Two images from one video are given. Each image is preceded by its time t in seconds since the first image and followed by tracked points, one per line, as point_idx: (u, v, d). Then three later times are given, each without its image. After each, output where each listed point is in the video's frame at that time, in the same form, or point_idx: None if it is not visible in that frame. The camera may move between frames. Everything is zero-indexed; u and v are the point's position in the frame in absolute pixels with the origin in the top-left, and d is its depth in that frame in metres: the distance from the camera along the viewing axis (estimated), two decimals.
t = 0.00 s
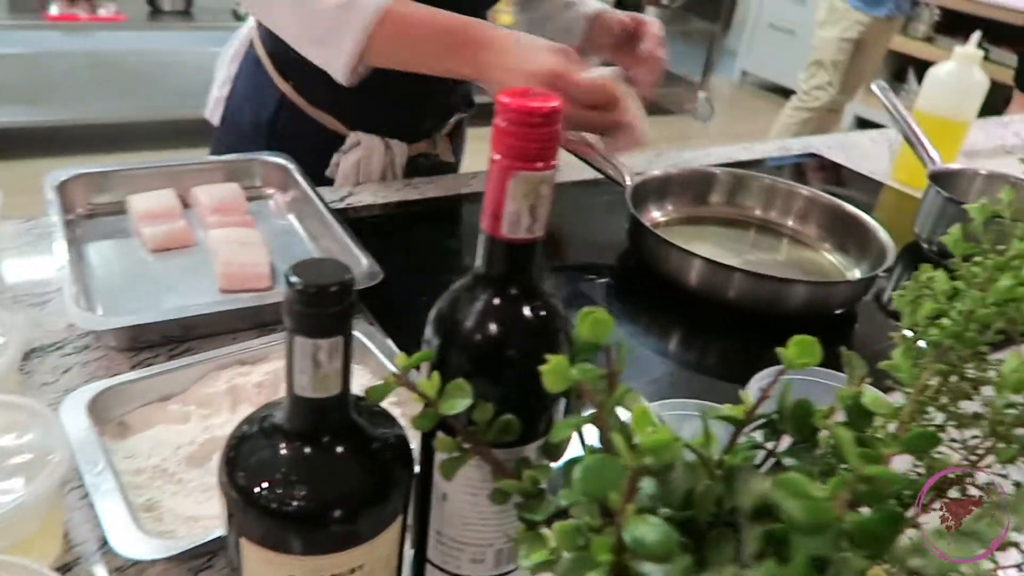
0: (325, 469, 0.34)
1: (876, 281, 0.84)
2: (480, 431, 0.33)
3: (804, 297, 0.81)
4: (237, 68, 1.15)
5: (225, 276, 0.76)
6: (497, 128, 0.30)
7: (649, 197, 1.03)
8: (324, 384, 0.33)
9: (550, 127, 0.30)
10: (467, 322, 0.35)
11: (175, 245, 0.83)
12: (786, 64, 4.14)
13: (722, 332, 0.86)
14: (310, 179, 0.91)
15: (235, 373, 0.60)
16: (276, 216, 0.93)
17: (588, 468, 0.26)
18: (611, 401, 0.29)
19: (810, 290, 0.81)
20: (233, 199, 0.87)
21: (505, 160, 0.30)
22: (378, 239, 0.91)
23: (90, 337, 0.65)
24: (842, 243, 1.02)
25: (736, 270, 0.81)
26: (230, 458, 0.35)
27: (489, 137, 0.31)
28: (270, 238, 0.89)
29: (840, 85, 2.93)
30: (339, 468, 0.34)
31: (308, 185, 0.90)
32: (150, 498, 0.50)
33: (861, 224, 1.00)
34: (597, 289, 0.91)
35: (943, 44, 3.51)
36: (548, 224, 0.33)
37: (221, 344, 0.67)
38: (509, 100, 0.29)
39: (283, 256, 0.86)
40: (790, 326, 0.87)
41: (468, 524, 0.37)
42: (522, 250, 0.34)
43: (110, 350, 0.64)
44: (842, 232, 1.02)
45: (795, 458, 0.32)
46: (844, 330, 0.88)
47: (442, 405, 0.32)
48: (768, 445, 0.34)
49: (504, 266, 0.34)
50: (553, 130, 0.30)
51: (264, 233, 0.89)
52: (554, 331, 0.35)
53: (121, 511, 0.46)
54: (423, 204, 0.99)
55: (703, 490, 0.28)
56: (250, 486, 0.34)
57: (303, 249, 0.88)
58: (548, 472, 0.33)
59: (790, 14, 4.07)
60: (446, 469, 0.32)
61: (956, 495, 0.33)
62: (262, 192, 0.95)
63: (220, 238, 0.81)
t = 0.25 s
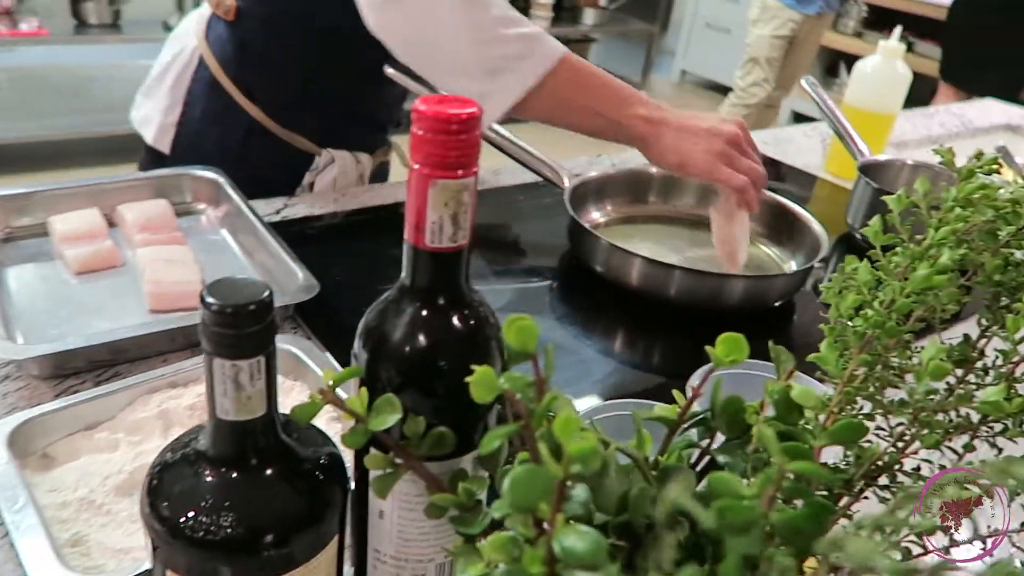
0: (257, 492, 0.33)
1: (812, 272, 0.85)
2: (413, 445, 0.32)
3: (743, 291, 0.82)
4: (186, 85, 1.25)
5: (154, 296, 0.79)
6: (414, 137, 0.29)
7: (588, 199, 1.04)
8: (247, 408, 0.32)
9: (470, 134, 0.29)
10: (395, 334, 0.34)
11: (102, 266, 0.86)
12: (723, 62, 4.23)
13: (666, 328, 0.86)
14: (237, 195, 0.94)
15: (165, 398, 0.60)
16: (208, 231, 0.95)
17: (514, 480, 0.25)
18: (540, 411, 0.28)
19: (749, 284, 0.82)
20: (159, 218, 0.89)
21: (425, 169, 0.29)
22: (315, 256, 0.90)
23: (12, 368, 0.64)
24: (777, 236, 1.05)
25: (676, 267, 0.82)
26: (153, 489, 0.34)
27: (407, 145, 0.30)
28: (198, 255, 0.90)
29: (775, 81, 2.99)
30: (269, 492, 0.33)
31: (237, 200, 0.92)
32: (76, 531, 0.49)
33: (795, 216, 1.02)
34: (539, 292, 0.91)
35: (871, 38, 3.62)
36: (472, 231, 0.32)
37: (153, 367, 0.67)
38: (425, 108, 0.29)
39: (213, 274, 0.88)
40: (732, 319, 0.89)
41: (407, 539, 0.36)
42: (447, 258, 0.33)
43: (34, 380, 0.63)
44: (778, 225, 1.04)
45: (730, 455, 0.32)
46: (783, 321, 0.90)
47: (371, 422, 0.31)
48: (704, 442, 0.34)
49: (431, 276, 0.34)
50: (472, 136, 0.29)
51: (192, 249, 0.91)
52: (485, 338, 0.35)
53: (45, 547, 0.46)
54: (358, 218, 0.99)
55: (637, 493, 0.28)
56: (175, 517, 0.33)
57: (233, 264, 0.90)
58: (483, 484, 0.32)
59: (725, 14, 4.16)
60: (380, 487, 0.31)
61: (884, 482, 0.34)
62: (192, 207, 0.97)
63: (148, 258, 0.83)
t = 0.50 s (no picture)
0: (206, 517, 0.33)
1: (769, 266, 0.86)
2: (367, 461, 0.31)
3: (702, 288, 0.83)
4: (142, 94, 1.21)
5: (102, 314, 0.77)
6: (355, 148, 0.29)
7: (544, 200, 1.06)
8: (193, 430, 0.31)
9: (411, 143, 0.29)
10: (345, 347, 0.34)
11: (48, 285, 0.84)
12: (678, 59, 4.27)
13: (626, 327, 0.87)
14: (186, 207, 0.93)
15: (114, 420, 0.59)
16: (159, 245, 0.95)
17: (467, 495, 0.25)
18: (492, 422, 0.27)
19: (707, 281, 0.82)
20: (107, 233, 0.88)
21: (367, 180, 0.29)
22: (271, 267, 0.89)
23: None
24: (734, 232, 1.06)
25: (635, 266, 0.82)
26: (99, 517, 0.34)
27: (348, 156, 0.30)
28: (148, 270, 0.90)
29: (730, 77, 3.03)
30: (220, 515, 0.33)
31: (187, 214, 0.92)
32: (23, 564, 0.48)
33: (750, 211, 1.04)
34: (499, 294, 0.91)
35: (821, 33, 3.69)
36: (418, 240, 0.32)
37: (104, 387, 0.66)
38: (365, 119, 0.28)
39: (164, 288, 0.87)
40: (692, 316, 0.89)
41: (367, 555, 0.35)
42: (395, 269, 0.33)
43: None
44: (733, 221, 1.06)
45: (686, 458, 0.32)
46: (742, 316, 0.91)
47: (322, 440, 0.31)
48: (660, 445, 0.34)
49: (379, 289, 0.34)
50: (415, 146, 0.29)
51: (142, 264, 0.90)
52: (435, 349, 0.35)
53: None
54: (316, 227, 0.98)
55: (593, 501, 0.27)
56: (122, 545, 0.32)
57: (184, 279, 0.89)
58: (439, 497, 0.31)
59: (678, 12, 4.21)
60: (334, 506, 0.30)
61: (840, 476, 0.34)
62: (142, 221, 0.97)
63: (94, 274, 0.82)
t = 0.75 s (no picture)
0: (172, 538, 0.32)
1: (740, 261, 0.87)
2: (337, 474, 0.31)
3: (674, 285, 0.83)
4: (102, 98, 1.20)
5: (63, 330, 0.75)
6: (313, 155, 0.28)
7: (514, 202, 1.05)
8: (155, 450, 0.31)
9: (372, 148, 0.28)
10: (313, 358, 0.34)
11: (7, 302, 0.82)
12: (644, 57, 4.29)
13: (598, 326, 0.87)
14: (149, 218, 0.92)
15: (79, 438, 0.58)
16: (122, 257, 0.93)
17: (441, 506, 0.24)
18: (463, 430, 0.26)
19: (679, 278, 0.83)
20: (66, 248, 0.86)
21: (328, 187, 0.28)
22: (238, 276, 0.88)
23: None
24: (705, 229, 1.07)
25: (606, 265, 0.82)
26: (60, 539, 0.33)
27: (307, 163, 0.29)
28: (110, 283, 0.88)
29: (694, 74, 3.06)
30: (186, 537, 0.33)
31: (150, 226, 0.90)
32: None
33: (719, 208, 1.04)
34: (470, 297, 0.91)
35: (784, 28, 3.73)
36: (383, 246, 0.31)
37: (68, 406, 0.64)
38: (323, 125, 0.27)
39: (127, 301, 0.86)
40: (664, 313, 0.89)
41: (341, 569, 0.34)
42: (361, 277, 0.32)
43: None
44: (704, 217, 1.06)
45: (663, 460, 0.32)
46: (714, 312, 0.91)
47: (290, 455, 0.30)
48: (636, 446, 0.34)
49: (346, 297, 0.33)
50: (376, 152, 0.28)
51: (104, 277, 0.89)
52: (406, 357, 0.34)
53: None
54: (283, 236, 0.97)
55: (571, 506, 0.26)
56: (86, 570, 0.32)
57: (149, 292, 0.87)
58: (413, 508, 0.30)
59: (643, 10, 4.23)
60: (305, 522, 0.29)
61: (817, 472, 0.34)
62: (104, 233, 0.95)
63: (54, 289, 0.80)
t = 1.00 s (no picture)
0: (161, 550, 0.32)
1: (727, 260, 0.87)
2: (328, 481, 0.30)
3: (662, 285, 0.83)
4: (82, 102, 1.19)
5: (46, 339, 0.75)
6: (299, 159, 0.28)
7: (501, 203, 1.04)
8: (142, 461, 0.30)
9: (358, 151, 0.28)
10: (301, 365, 0.33)
11: None
12: (627, 57, 4.30)
13: (587, 326, 0.86)
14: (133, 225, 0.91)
15: (63, 448, 0.57)
16: (105, 263, 0.92)
17: (434, 513, 0.24)
18: (454, 435, 0.26)
19: (666, 277, 0.83)
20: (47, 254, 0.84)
21: (314, 192, 0.28)
22: (222, 281, 0.87)
23: None
24: (692, 227, 1.07)
25: (594, 265, 0.82)
26: (47, 553, 0.33)
27: (292, 168, 0.28)
28: (93, 289, 0.87)
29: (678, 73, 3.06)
30: (174, 549, 0.32)
31: (134, 232, 0.89)
32: None
33: (706, 207, 1.04)
34: (458, 299, 0.90)
35: (766, 27, 3.75)
36: (371, 251, 0.31)
37: (52, 415, 0.64)
38: (308, 129, 0.27)
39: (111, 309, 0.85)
40: (652, 313, 0.89)
41: None
42: (350, 281, 0.32)
43: None
44: (691, 216, 1.07)
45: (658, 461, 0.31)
46: (703, 311, 0.91)
47: (279, 463, 0.30)
48: (629, 449, 0.33)
49: (334, 303, 0.33)
50: (362, 155, 0.28)
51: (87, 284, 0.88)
52: (396, 362, 0.34)
53: None
54: (268, 241, 0.97)
55: (566, 511, 0.26)
56: None
57: (132, 298, 0.86)
58: (406, 514, 0.30)
59: (625, 9, 4.24)
60: (296, 531, 0.29)
61: (810, 471, 0.34)
62: (86, 240, 0.94)
63: (36, 298, 0.79)
